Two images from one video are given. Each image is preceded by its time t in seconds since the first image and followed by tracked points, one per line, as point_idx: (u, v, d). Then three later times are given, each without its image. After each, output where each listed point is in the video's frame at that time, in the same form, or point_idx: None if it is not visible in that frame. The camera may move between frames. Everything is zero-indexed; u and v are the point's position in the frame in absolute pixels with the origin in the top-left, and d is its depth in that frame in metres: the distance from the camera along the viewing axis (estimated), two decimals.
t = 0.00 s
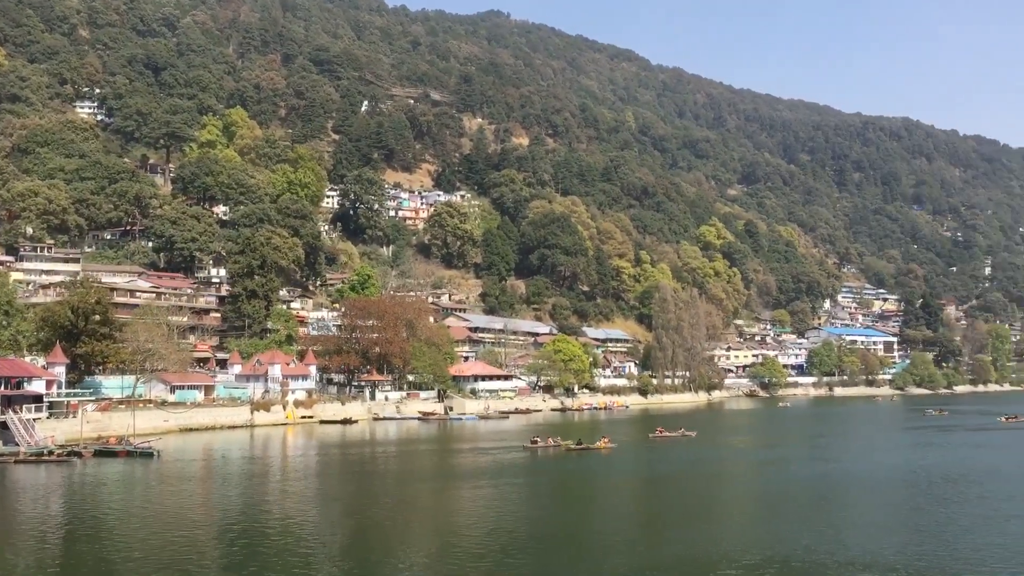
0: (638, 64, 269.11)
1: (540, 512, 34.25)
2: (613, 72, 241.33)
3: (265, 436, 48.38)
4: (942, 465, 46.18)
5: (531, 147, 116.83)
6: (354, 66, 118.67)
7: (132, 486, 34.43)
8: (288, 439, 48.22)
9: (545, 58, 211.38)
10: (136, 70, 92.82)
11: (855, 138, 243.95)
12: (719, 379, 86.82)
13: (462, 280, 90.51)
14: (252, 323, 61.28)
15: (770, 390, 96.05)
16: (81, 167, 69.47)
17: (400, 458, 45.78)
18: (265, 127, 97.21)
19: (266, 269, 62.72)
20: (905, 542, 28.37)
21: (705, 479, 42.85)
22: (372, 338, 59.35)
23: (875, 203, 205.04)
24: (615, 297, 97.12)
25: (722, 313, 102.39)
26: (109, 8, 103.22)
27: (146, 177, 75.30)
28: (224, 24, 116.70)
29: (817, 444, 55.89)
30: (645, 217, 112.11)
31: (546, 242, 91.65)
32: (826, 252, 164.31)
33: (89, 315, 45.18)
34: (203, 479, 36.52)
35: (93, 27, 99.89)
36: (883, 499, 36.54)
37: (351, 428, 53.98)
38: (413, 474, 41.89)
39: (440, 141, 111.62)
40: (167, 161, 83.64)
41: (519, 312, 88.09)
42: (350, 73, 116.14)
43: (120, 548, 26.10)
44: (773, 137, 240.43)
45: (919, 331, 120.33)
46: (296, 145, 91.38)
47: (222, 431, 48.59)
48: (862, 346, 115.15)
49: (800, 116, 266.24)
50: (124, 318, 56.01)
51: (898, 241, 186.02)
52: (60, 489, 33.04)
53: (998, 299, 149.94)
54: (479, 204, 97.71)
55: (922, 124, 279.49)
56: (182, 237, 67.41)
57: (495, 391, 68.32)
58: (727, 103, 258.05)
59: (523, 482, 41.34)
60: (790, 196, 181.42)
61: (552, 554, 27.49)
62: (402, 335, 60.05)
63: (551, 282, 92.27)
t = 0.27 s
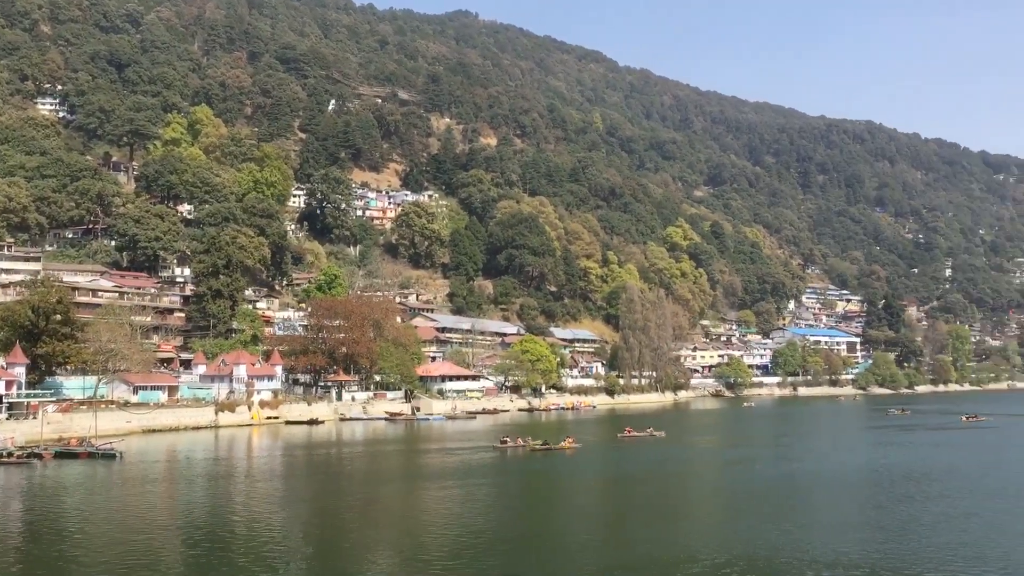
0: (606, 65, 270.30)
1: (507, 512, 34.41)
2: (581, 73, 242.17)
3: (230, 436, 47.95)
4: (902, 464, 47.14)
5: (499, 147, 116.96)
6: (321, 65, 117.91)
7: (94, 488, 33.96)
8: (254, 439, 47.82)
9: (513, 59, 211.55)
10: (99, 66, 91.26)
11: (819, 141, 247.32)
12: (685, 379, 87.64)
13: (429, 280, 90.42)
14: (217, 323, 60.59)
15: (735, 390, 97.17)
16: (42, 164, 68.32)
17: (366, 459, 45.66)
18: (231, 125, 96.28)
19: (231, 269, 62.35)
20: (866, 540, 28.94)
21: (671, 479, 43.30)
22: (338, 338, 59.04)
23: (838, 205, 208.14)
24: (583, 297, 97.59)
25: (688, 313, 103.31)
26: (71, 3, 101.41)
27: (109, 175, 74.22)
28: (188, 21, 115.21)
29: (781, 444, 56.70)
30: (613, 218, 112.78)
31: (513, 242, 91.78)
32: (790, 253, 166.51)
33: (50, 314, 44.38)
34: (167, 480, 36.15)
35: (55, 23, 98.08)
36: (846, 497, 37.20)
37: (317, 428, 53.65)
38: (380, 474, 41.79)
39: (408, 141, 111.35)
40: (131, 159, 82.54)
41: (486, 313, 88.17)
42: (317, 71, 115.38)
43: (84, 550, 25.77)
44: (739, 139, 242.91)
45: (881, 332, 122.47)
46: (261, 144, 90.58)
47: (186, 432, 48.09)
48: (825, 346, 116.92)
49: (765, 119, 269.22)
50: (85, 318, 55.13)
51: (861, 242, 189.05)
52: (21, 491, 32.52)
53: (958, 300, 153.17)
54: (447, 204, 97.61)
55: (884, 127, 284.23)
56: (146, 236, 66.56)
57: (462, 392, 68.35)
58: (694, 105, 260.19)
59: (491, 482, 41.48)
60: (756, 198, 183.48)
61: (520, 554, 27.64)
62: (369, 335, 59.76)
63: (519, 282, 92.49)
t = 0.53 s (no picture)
0: (571, 65, 271.21)
1: (471, 511, 34.49)
2: (546, 73, 242.71)
3: (191, 436, 47.40)
4: (859, 462, 48.13)
5: (464, 146, 116.85)
6: (285, 62, 116.81)
7: (51, 489, 33.44)
8: (215, 440, 47.32)
9: (479, 58, 211.38)
10: (57, 61, 89.43)
11: (781, 143, 250.58)
12: (649, 379, 88.35)
13: (394, 280, 90.15)
14: (178, 322, 59.82)
15: (698, 389, 98.20)
16: None
17: (330, 459, 45.45)
18: (192, 122, 95.12)
19: (192, 268, 61.68)
20: (825, 537, 29.51)
21: (635, 478, 43.68)
22: (301, 337, 58.51)
23: (799, 206, 211.22)
24: (548, 297, 97.93)
25: (652, 313, 104.18)
26: None
27: (67, 171, 72.92)
28: (149, 16, 113.37)
29: (743, 443, 57.46)
30: (578, 218, 113.26)
31: (478, 242, 91.68)
32: (753, 254, 168.69)
33: (6, 313, 43.32)
34: (127, 481, 35.70)
35: (12, 16, 95.94)
36: (806, 496, 37.88)
37: (280, 428, 53.20)
38: (343, 474, 41.65)
39: (373, 139, 110.84)
40: (90, 155, 81.37)
41: (451, 312, 88.10)
42: (281, 68, 114.39)
43: (41, 552, 25.42)
44: (702, 140, 245.32)
45: (840, 332, 124.57)
46: (224, 141, 89.53)
47: (145, 432, 47.45)
48: (786, 346, 118.62)
49: (728, 120, 272.20)
50: (42, 317, 54.07)
51: (822, 243, 192.03)
52: None
53: (915, 300, 156.30)
54: (411, 203, 97.32)
55: (845, 130, 288.78)
56: (104, 233, 65.47)
57: (426, 391, 68.22)
58: (658, 106, 262.13)
59: (455, 481, 41.56)
60: (719, 199, 185.48)
61: (484, 554, 27.69)
62: (332, 334, 59.33)
63: (483, 282, 92.54)
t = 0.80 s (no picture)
0: (535, 64, 271.75)
1: (434, 511, 34.44)
2: (510, 72, 242.90)
3: (148, 435, 46.77)
4: (818, 459, 48.98)
5: (427, 144, 116.55)
6: (245, 57, 115.56)
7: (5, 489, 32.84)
8: (173, 439, 46.72)
9: (443, 56, 210.89)
10: (12, 53, 87.41)
11: (743, 143, 253.48)
12: (611, 377, 89.01)
13: (356, 277, 89.74)
14: (136, 319, 59.23)
15: (660, 387, 99.09)
16: None
17: (291, 457, 45.15)
18: (151, 117, 93.77)
19: (152, 264, 60.39)
20: (784, 534, 30.00)
21: (597, 475, 44.06)
22: (262, 336, 57.95)
23: (760, 207, 213.93)
24: (511, 296, 98.11)
25: (614, 312, 104.86)
26: None
27: (23, 166, 71.51)
28: (108, 9, 111.37)
29: (704, 441, 58.24)
30: (541, 217, 113.59)
31: (441, 240, 91.45)
32: (714, 253, 170.59)
33: None
34: (83, 480, 35.14)
35: None
36: (765, 492, 38.54)
37: (240, 427, 52.68)
38: (304, 473, 41.45)
39: (335, 136, 110.15)
40: (45, 150, 80.16)
41: (414, 310, 87.91)
42: (242, 64, 113.15)
43: None
44: (665, 140, 247.25)
45: (800, 331, 126.52)
46: (183, 136, 88.34)
47: (102, 432, 46.72)
48: (747, 344, 120.23)
49: (691, 121, 274.72)
50: None
51: (782, 243, 194.80)
52: None
53: (873, 300, 159.30)
54: (374, 201, 96.85)
55: (804, 132, 293.01)
56: (60, 229, 64.19)
57: (388, 389, 68.08)
58: (621, 106, 263.60)
59: (418, 480, 41.51)
60: (681, 199, 187.17)
61: (447, 553, 27.68)
62: (293, 332, 58.78)
63: (447, 280, 92.47)
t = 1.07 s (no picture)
0: (499, 62, 271.58)
1: (397, 509, 34.41)
2: (474, 69, 242.53)
3: (106, 434, 46.03)
4: (777, 456, 49.85)
5: (391, 141, 116.03)
6: (206, 52, 114.01)
7: None
8: (131, 437, 46.02)
9: (407, 52, 209.84)
10: None
11: (705, 143, 255.93)
12: (575, 374, 89.54)
13: (319, 274, 89.14)
14: (93, 316, 58.02)
15: (622, 385, 99.88)
16: None
17: (251, 456, 44.77)
18: (110, 111, 92.23)
19: (110, 260, 59.58)
20: (743, 530, 30.50)
21: (560, 473, 44.34)
22: (223, 333, 57.14)
23: (722, 206, 216.25)
24: (474, 293, 98.14)
25: (578, 310, 105.40)
26: None
27: None
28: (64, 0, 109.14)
29: (666, 438, 58.86)
30: (505, 214, 113.72)
31: (405, 237, 91.10)
32: (677, 252, 172.20)
33: None
34: (37, 481, 34.48)
35: None
36: (725, 489, 39.13)
37: (200, 425, 52.11)
38: (265, 472, 41.12)
39: (298, 132, 109.21)
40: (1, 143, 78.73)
41: (377, 308, 87.58)
42: (203, 58, 111.76)
43: None
44: (628, 139, 248.73)
45: (760, 329, 128.29)
46: (143, 131, 87.05)
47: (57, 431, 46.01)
48: (708, 342, 121.63)
49: (654, 120, 276.73)
50: None
51: (743, 242, 197.18)
52: None
53: (832, 299, 161.99)
54: (337, 198, 96.24)
55: (765, 132, 296.67)
56: (15, 224, 63.05)
57: (351, 387, 67.80)
58: (586, 104, 264.56)
59: (381, 478, 41.46)
60: (644, 198, 188.55)
61: (410, 552, 27.67)
62: (255, 329, 58.21)
63: (410, 278, 92.27)
